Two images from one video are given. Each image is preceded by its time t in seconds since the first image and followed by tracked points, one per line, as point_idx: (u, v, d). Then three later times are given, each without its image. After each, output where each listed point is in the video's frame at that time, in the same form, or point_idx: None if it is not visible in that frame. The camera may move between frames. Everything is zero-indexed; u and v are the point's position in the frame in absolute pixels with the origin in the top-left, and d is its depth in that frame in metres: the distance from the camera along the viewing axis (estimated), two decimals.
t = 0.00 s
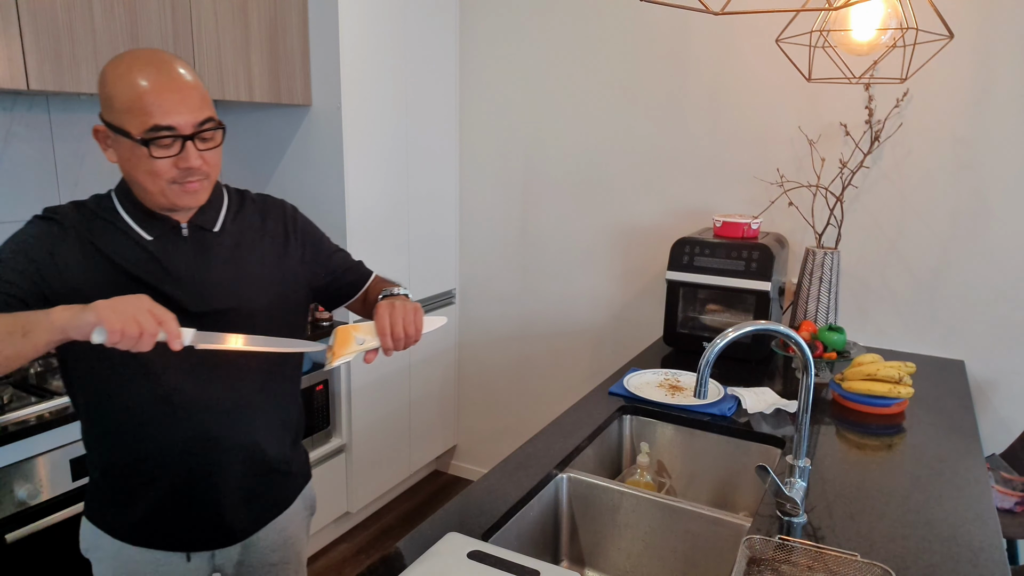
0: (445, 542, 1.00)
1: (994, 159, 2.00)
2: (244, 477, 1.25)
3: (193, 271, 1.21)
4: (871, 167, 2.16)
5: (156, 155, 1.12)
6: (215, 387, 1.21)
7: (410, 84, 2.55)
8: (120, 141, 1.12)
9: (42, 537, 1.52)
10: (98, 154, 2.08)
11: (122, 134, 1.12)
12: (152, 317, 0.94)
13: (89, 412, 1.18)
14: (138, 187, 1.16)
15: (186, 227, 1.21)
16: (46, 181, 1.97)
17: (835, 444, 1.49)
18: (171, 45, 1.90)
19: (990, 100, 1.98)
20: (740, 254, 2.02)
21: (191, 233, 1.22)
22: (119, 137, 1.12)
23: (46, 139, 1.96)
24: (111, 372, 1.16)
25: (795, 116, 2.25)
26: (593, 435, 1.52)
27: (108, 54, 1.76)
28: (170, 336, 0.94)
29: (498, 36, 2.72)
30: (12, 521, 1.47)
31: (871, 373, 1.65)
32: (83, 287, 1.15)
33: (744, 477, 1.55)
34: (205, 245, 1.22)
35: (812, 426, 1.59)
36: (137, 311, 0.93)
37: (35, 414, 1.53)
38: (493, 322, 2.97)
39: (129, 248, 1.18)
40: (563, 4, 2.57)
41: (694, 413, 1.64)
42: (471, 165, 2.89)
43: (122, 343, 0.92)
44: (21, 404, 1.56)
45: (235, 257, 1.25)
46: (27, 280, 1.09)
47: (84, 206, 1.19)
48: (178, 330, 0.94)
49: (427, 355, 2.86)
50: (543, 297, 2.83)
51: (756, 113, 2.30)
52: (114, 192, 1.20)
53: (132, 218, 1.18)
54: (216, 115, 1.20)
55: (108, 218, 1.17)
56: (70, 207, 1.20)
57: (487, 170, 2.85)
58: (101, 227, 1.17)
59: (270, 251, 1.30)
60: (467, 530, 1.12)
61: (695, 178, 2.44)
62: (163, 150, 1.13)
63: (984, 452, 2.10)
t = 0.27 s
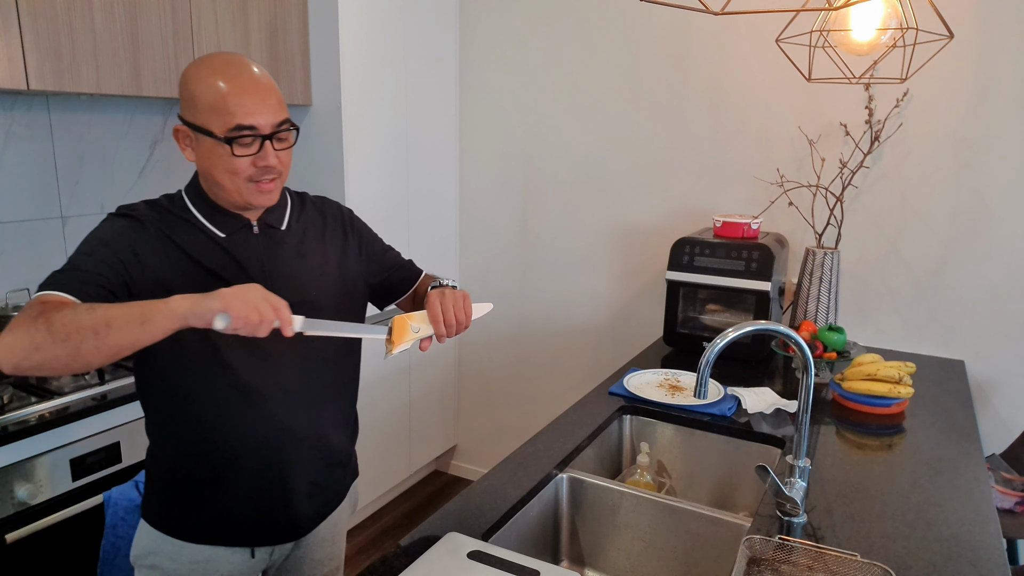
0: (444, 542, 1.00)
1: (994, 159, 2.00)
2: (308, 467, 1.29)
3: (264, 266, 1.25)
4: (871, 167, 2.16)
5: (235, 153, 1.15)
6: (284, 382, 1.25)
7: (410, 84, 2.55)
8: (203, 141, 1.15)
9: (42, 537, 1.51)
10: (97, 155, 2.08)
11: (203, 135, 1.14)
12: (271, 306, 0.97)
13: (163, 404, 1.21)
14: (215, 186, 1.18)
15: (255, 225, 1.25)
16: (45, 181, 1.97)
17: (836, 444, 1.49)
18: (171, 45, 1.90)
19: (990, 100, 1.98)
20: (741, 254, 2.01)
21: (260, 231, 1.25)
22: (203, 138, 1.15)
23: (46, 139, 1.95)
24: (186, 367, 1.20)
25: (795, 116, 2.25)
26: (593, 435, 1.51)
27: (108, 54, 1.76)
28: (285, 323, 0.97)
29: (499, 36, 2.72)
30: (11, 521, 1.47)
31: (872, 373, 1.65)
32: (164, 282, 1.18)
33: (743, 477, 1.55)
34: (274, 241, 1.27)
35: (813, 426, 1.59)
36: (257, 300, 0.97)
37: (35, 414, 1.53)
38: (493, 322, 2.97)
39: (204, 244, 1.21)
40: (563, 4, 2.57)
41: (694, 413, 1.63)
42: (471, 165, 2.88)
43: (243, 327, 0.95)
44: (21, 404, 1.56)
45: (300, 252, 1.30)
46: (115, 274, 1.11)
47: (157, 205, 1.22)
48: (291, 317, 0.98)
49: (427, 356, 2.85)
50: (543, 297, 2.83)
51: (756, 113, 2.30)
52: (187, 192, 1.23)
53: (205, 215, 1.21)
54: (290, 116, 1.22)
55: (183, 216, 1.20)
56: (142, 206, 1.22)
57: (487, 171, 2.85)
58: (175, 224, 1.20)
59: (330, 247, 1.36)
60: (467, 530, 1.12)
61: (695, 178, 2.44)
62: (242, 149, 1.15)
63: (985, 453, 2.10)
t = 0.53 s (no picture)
0: (445, 542, 1.00)
1: (994, 159, 2.00)
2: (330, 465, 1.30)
3: (300, 266, 1.27)
4: (871, 167, 2.16)
5: (284, 157, 1.16)
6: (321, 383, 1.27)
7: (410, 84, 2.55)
8: (251, 143, 1.16)
9: (43, 537, 1.52)
10: (98, 155, 2.08)
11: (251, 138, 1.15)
12: (350, 329, 1.03)
13: (196, 403, 1.21)
14: (259, 187, 1.19)
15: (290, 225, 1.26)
16: (45, 181, 1.97)
17: (836, 444, 1.49)
18: (172, 45, 1.90)
19: (990, 100, 1.98)
20: (741, 254, 2.01)
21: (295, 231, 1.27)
22: (251, 140, 1.16)
23: (46, 139, 1.95)
24: (219, 367, 1.20)
25: (795, 116, 2.25)
26: (593, 435, 1.52)
27: (109, 54, 1.75)
28: (362, 344, 1.04)
29: (499, 36, 2.72)
30: (12, 521, 1.47)
31: (872, 373, 1.65)
32: (209, 280, 1.17)
33: (743, 477, 1.55)
34: (308, 242, 1.29)
35: (813, 426, 1.59)
36: (340, 326, 1.02)
37: (35, 414, 1.53)
38: (493, 322, 2.96)
39: (243, 244, 1.21)
40: (563, 4, 2.57)
41: (694, 413, 1.64)
42: (471, 165, 2.88)
43: (331, 354, 1.00)
44: (21, 403, 1.56)
45: (329, 252, 1.33)
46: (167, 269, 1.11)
47: (192, 201, 1.21)
48: (369, 330, 1.05)
49: (427, 355, 2.85)
50: (543, 297, 2.83)
51: (756, 113, 2.30)
52: (222, 190, 1.23)
53: (243, 215, 1.21)
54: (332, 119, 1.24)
55: (221, 214, 1.20)
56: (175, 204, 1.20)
57: (487, 171, 2.85)
58: (213, 223, 1.19)
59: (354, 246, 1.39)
60: (468, 530, 1.12)
61: (695, 178, 2.44)
62: (289, 153, 1.17)
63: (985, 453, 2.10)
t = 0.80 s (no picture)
0: (445, 542, 1.00)
1: (994, 159, 2.00)
2: (322, 467, 1.28)
3: (307, 266, 1.28)
4: (871, 167, 2.16)
5: (308, 163, 1.16)
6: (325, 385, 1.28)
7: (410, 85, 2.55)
8: (275, 148, 1.15)
9: (43, 537, 1.51)
10: (98, 155, 2.08)
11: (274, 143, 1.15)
12: (324, 311, 1.03)
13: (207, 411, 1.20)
14: (279, 191, 1.19)
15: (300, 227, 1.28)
16: (45, 181, 1.97)
17: (836, 444, 1.49)
18: (172, 45, 1.90)
19: (991, 100, 1.98)
20: (741, 254, 2.01)
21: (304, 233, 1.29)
22: (275, 145, 1.15)
23: (46, 139, 1.95)
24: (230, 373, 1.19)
25: (795, 116, 2.25)
26: (593, 435, 1.52)
27: (109, 54, 1.75)
28: (337, 328, 1.03)
29: (499, 36, 2.72)
30: (12, 521, 1.47)
31: (872, 373, 1.65)
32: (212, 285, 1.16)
33: (744, 477, 1.55)
34: (314, 244, 1.30)
35: (813, 426, 1.59)
36: (310, 308, 1.01)
37: (35, 414, 1.53)
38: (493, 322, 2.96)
39: (251, 245, 1.21)
40: (563, 4, 2.57)
41: (694, 413, 1.64)
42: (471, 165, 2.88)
43: (298, 334, 0.99)
44: (21, 404, 1.56)
45: (332, 255, 1.35)
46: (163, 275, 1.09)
47: (194, 204, 1.21)
48: (346, 323, 1.04)
49: (427, 356, 2.85)
50: (542, 297, 2.83)
51: (756, 113, 2.30)
52: (227, 193, 1.22)
53: (249, 218, 1.21)
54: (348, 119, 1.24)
55: (227, 217, 1.20)
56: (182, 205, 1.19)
57: (487, 171, 2.85)
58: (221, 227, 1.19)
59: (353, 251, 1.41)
60: (468, 530, 1.12)
61: (695, 178, 2.44)
62: (314, 159, 1.17)
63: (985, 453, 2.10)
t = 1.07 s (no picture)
0: (445, 542, 1.00)
1: (994, 158, 2.00)
2: (322, 468, 1.28)
3: (304, 271, 1.29)
4: (871, 167, 2.16)
5: (304, 161, 1.16)
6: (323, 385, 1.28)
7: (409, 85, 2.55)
8: (270, 147, 1.14)
9: (43, 537, 1.52)
10: (98, 155, 2.08)
11: (269, 141, 1.14)
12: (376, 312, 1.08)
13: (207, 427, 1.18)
14: (273, 190, 1.18)
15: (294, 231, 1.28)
16: (45, 180, 1.97)
17: (835, 444, 1.49)
18: (172, 45, 1.90)
19: (990, 100, 1.98)
20: (741, 254, 2.01)
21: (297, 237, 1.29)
22: (270, 143, 1.14)
23: (46, 139, 1.95)
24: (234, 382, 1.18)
25: (795, 116, 2.25)
26: (593, 435, 1.52)
27: (109, 54, 1.75)
28: (390, 326, 1.09)
29: (499, 36, 2.72)
30: (12, 521, 1.47)
31: (871, 373, 1.65)
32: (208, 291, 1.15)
33: (744, 477, 1.55)
34: (309, 249, 1.31)
35: (812, 426, 1.59)
36: (366, 306, 1.07)
37: (35, 414, 1.53)
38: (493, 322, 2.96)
39: (249, 252, 1.21)
40: (563, 4, 2.57)
41: (694, 413, 1.64)
42: (471, 165, 2.88)
43: (363, 331, 1.05)
44: (21, 404, 1.56)
45: (326, 260, 1.36)
46: (167, 286, 1.07)
47: (186, 211, 1.19)
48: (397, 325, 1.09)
49: (427, 356, 2.85)
50: (542, 297, 2.83)
51: (756, 113, 2.30)
52: (218, 198, 1.20)
53: (245, 224, 1.20)
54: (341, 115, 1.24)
55: (220, 222, 1.19)
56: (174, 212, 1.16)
57: (487, 171, 2.85)
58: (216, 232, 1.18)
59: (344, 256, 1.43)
60: (468, 530, 1.12)
61: (695, 178, 2.44)
62: (310, 156, 1.16)
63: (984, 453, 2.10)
